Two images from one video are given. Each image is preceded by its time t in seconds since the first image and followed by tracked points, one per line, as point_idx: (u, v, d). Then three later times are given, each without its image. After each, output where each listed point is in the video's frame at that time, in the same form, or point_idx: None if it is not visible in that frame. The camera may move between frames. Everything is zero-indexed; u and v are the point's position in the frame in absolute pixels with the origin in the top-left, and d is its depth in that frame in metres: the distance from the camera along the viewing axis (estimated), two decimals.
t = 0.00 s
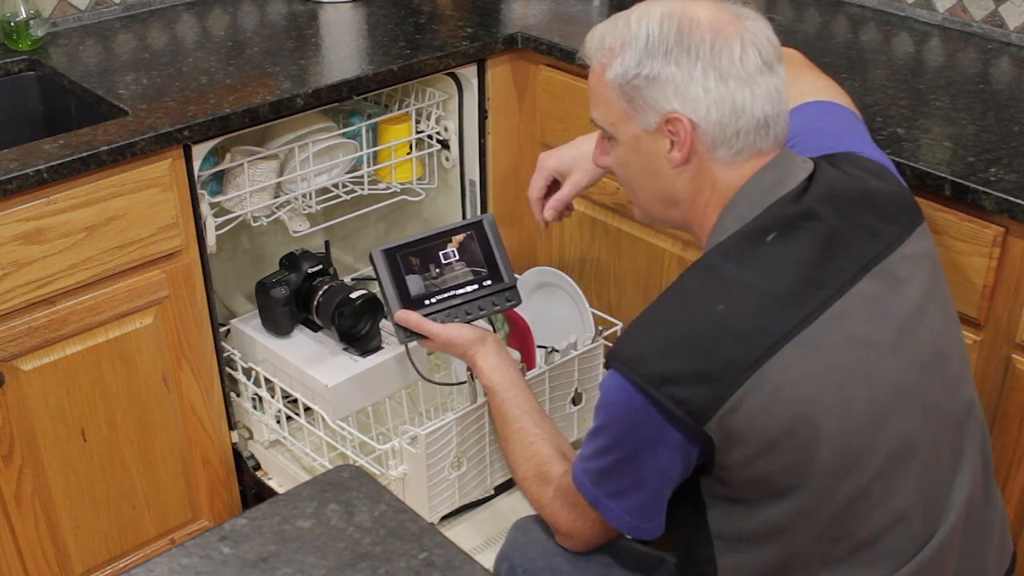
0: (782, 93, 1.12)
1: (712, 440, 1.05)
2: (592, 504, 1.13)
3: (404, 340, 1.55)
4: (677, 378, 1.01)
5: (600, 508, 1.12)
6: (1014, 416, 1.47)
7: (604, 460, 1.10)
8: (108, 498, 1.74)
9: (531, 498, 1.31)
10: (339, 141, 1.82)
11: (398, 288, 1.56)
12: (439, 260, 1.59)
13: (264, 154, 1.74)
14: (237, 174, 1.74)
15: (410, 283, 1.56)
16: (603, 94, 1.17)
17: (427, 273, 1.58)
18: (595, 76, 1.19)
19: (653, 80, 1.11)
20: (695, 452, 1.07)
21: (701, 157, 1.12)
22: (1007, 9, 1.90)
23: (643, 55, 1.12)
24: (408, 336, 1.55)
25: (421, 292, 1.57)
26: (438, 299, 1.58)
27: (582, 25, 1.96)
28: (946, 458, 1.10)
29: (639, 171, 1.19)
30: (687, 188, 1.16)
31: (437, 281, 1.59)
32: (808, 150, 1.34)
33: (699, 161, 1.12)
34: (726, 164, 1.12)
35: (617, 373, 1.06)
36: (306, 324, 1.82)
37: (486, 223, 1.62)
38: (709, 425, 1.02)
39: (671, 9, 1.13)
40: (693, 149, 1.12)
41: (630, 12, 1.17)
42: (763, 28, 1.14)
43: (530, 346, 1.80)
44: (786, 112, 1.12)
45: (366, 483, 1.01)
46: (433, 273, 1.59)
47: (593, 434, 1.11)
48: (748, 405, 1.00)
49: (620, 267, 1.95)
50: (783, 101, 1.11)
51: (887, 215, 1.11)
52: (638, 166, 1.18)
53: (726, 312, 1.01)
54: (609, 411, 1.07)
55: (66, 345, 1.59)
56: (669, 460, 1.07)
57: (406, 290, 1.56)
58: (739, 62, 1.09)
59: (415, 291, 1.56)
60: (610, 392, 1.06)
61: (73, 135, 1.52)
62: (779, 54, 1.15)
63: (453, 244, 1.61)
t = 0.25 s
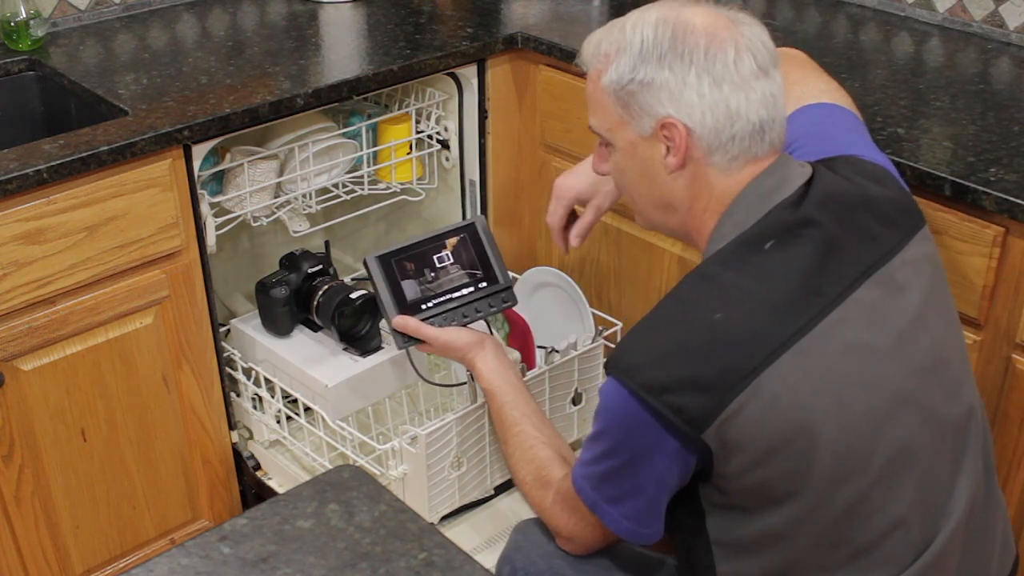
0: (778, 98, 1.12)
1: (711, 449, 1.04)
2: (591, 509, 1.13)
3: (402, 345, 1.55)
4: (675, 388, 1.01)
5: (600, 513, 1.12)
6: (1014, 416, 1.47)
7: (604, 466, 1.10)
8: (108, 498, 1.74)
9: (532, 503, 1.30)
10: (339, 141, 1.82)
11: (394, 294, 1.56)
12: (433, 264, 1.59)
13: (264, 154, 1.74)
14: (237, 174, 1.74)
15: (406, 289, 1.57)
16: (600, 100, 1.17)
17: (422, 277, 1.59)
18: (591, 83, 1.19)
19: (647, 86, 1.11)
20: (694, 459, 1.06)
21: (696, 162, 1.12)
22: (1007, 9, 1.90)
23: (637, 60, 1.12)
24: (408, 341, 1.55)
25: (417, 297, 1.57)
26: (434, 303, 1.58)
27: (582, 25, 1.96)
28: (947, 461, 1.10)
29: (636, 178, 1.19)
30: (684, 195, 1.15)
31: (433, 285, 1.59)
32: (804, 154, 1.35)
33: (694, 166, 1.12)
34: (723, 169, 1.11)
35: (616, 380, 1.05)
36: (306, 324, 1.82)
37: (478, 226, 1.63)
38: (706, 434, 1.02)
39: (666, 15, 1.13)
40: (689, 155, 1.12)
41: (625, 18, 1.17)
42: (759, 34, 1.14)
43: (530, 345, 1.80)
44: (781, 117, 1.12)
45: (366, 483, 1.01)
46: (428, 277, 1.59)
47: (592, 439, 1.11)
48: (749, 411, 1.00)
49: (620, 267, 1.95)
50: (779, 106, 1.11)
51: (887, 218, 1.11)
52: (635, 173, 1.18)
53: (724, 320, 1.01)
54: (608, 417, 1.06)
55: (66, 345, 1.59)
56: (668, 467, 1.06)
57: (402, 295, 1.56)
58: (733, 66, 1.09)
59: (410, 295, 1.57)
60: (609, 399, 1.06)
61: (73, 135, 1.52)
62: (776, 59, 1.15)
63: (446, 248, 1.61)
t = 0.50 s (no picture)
0: (778, 101, 1.11)
1: (714, 454, 1.04)
2: (593, 513, 1.13)
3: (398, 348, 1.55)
4: (677, 394, 1.01)
5: (601, 518, 1.12)
6: (1014, 415, 1.47)
7: (606, 472, 1.10)
8: (108, 498, 1.74)
9: (533, 505, 1.30)
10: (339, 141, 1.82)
11: (390, 296, 1.56)
12: (429, 265, 1.59)
13: (264, 154, 1.74)
14: (237, 174, 1.74)
15: (403, 290, 1.57)
16: (600, 97, 1.19)
17: (419, 279, 1.58)
18: (594, 80, 1.21)
19: (643, 85, 1.12)
20: (696, 465, 1.05)
21: (691, 163, 1.12)
22: (1007, 9, 1.90)
23: (635, 59, 1.13)
24: (404, 344, 1.55)
25: (414, 299, 1.57)
26: (431, 305, 1.58)
27: (582, 25, 1.96)
28: (950, 464, 1.10)
29: (633, 175, 1.20)
30: (680, 194, 1.16)
31: (430, 287, 1.59)
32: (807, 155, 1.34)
33: (689, 166, 1.13)
34: (718, 172, 1.12)
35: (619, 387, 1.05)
36: (306, 324, 1.82)
37: (475, 227, 1.63)
38: (709, 440, 1.02)
39: (666, 15, 1.13)
40: (683, 155, 1.12)
41: (628, 17, 1.18)
42: (761, 36, 1.13)
43: (530, 345, 1.80)
44: (780, 121, 1.11)
45: (366, 483, 1.01)
46: (425, 279, 1.59)
47: (594, 444, 1.11)
48: (754, 415, 1.00)
49: (620, 267, 1.95)
50: (777, 109, 1.11)
51: (887, 221, 1.11)
52: (633, 170, 1.19)
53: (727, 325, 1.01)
54: (610, 423, 1.06)
55: (66, 345, 1.59)
56: (669, 475, 1.06)
57: (398, 297, 1.56)
58: (729, 69, 1.09)
59: (407, 297, 1.57)
60: (611, 405, 1.06)
61: (73, 135, 1.52)
62: (779, 62, 1.15)
63: (444, 248, 1.61)
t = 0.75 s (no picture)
0: (777, 103, 1.11)
1: (725, 456, 1.03)
2: (600, 521, 1.12)
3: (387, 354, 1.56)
4: (678, 398, 1.01)
5: (609, 524, 1.12)
6: (1014, 415, 1.47)
7: (613, 480, 1.09)
8: (108, 499, 1.74)
9: (532, 513, 1.29)
10: (339, 141, 1.82)
11: (381, 302, 1.56)
12: (422, 270, 1.60)
13: (264, 154, 1.74)
14: (237, 175, 1.74)
15: (394, 296, 1.57)
16: (603, 88, 1.19)
17: (411, 284, 1.59)
18: (598, 70, 1.21)
19: (643, 78, 1.12)
20: (706, 467, 1.05)
21: (686, 159, 1.12)
22: (1007, 9, 1.90)
23: (638, 52, 1.13)
24: (392, 350, 1.56)
25: (405, 305, 1.57)
26: (422, 311, 1.58)
27: (582, 25, 1.96)
28: (950, 456, 1.11)
29: (630, 168, 1.20)
30: (675, 189, 1.16)
31: (421, 292, 1.59)
32: (797, 153, 1.31)
33: (684, 162, 1.13)
34: (713, 170, 1.12)
35: (625, 397, 1.04)
36: (306, 324, 1.82)
37: (470, 231, 1.62)
38: (722, 446, 1.01)
39: (672, 10, 1.14)
40: (679, 151, 1.12)
41: (635, 10, 1.18)
42: (767, 39, 1.13)
43: (530, 345, 1.80)
44: (778, 125, 1.11)
45: (366, 483, 1.01)
46: (417, 284, 1.59)
47: (598, 453, 1.10)
48: (764, 418, 1.00)
49: (620, 267, 1.95)
50: (776, 112, 1.10)
51: (888, 221, 1.11)
52: (629, 163, 1.20)
53: (733, 329, 1.01)
54: (616, 433, 1.05)
55: (66, 345, 1.59)
56: (678, 481, 1.05)
57: (389, 303, 1.57)
58: (730, 68, 1.09)
59: (398, 303, 1.57)
60: (616, 415, 1.05)
61: (74, 135, 1.52)
62: (783, 67, 1.14)
63: (438, 252, 1.61)
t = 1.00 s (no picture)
0: (766, 108, 1.11)
1: (733, 454, 1.02)
2: (603, 525, 1.11)
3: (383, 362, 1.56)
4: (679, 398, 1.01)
5: (612, 528, 1.10)
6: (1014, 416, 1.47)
7: (616, 481, 1.07)
8: (108, 498, 1.74)
9: (533, 517, 1.29)
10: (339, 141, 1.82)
11: (377, 309, 1.56)
12: (417, 277, 1.59)
13: (264, 154, 1.74)
14: (237, 174, 1.74)
15: (389, 303, 1.57)
16: (593, 86, 1.19)
17: (406, 291, 1.59)
18: (589, 68, 1.20)
19: (633, 79, 1.12)
20: (714, 464, 1.03)
21: (674, 160, 1.13)
22: (1007, 9, 1.90)
23: (628, 52, 1.13)
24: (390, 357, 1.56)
25: (400, 312, 1.57)
26: (417, 319, 1.58)
27: (582, 25, 1.96)
28: (946, 439, 1.13)
29: (618, 167, 1.20)
30: (663, 190, 1.17)
31: (417, 299, 1.59)
32: (782, 155, 1.30)
33: (671, 164, 1.13)
34: (702, 172, 1.12)
35: (628, 396, 1.02)
36: (306, 324, 1.82)
37: (464, 236, 1.62)
38: (729, 444, 1.01)
39: (664, 11, 1.13)
40: (666, 152, 1.13)
41: (627, 9, 1.18)
42: (760, 43, 1.12)
43: (530, 345, 1.80)
44: (766, 128, 1.11)
45: (366, 483, 1.01)
46: (412, 291, 1.59)
47: (600, 455, 1.08)
48: (772, 412, 1.00)
49: (620, 267, 1.95)
50: (764, 117, 1.10)
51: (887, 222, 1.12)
52: (618, 161, 1.20)
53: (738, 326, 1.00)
54: (620, 433, 1.03)
55: (66, 345, 1.59)
56: (684, 482, 1.04)
57: (385, 310, 1.57)
58: (719, 73, 1.08)
59: (393, 310, 1.57)
60: (620, 415, 1.03)
61: (73, 135, 1.52)
62: (774, 70, 1.13)
63: (433, 258, 1.61)
